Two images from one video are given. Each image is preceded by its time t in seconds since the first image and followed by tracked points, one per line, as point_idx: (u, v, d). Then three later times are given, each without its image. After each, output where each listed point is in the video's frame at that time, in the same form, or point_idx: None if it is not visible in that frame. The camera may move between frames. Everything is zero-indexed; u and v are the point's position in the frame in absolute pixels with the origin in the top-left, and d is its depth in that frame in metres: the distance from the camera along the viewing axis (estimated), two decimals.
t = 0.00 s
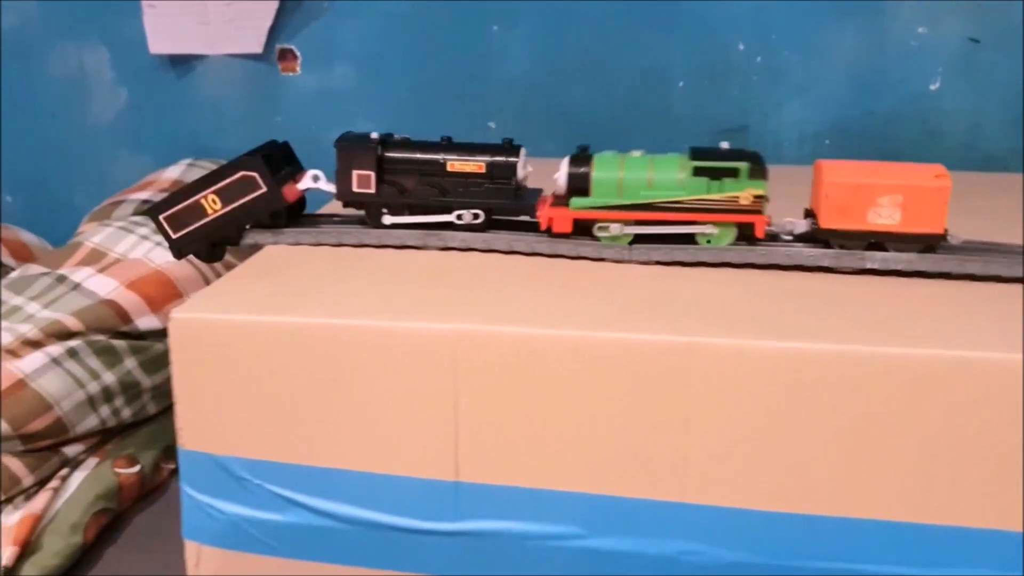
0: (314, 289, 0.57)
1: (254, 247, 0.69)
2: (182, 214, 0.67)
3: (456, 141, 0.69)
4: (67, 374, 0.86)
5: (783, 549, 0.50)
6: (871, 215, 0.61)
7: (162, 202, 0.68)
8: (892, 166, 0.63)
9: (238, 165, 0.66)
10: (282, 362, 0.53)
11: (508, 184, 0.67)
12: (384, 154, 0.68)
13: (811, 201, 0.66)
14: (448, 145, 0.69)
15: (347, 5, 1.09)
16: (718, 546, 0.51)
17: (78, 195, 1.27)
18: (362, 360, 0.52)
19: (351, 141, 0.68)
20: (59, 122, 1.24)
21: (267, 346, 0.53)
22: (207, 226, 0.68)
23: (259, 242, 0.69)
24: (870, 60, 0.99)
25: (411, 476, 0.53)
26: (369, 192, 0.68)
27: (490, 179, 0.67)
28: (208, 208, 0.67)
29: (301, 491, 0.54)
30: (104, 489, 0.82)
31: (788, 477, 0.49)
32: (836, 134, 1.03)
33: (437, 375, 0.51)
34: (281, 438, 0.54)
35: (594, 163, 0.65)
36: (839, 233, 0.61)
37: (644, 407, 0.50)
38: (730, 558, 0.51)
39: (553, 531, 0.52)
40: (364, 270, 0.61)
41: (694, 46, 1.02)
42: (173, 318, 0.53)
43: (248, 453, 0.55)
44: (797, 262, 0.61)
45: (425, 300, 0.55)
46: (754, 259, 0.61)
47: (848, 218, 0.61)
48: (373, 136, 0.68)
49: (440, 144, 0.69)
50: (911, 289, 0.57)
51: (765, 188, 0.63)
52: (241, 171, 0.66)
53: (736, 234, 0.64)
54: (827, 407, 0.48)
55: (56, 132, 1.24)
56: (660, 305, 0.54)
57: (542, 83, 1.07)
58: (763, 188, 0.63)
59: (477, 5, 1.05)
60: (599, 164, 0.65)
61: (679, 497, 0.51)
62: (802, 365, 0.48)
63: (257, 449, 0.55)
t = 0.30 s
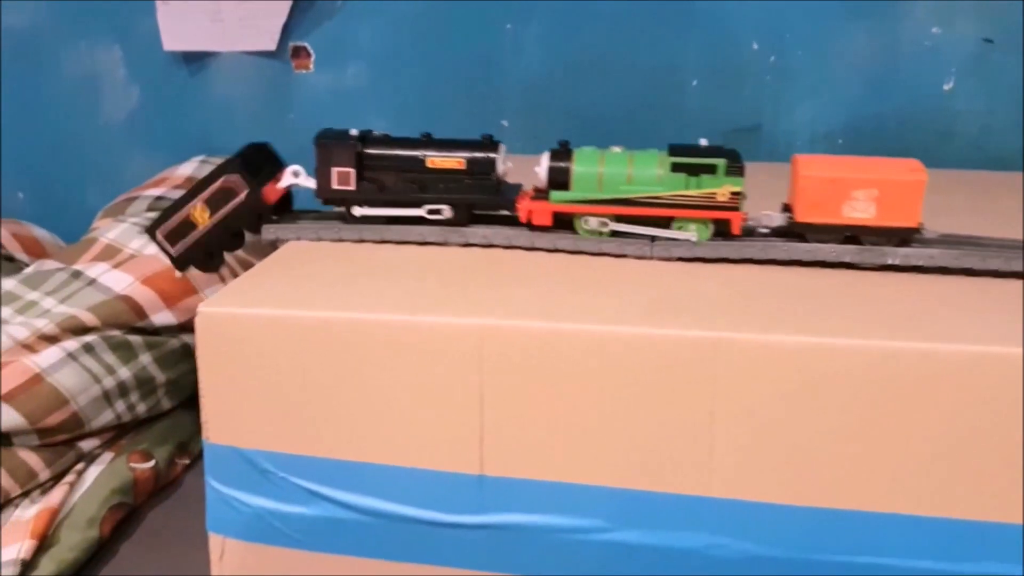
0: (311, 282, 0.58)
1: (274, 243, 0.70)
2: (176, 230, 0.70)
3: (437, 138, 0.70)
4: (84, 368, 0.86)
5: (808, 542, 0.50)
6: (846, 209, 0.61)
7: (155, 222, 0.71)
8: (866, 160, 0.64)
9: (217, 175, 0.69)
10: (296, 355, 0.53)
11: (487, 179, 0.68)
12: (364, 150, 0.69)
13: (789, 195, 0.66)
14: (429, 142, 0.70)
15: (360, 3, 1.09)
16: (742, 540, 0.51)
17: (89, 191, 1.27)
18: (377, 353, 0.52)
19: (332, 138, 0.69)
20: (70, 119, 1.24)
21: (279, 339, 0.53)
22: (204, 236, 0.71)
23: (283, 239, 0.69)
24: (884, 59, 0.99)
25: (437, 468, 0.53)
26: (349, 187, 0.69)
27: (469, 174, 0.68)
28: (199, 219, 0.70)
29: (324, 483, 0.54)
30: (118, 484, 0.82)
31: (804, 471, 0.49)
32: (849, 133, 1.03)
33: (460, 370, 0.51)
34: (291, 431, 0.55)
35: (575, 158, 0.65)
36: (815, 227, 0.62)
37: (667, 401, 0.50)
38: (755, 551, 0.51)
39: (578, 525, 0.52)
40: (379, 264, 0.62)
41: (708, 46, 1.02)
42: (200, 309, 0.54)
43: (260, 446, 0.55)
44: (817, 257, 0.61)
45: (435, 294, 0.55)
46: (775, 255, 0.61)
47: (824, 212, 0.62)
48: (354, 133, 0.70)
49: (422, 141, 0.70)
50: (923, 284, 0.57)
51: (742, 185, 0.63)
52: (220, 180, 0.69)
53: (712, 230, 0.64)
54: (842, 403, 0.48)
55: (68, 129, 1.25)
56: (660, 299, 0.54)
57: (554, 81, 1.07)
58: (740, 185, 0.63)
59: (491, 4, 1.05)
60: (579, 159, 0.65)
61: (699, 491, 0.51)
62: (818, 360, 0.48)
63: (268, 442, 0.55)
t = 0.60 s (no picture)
0: (314, 279, 0.58)
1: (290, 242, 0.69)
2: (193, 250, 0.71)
3: (422, 136, 0.70)
4: (94, 365, 0.86)
5: (824, 541, 0.50)
6: (827, 206, 0.61)
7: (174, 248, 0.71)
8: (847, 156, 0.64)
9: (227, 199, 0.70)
10: (310, 351, 0.53)
11: (472, 175, 0.69)
12: (350, 150, 0.70)
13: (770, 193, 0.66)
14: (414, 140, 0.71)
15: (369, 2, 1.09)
16: (758, 538, 0.50)
17: (98, 187, 1.27)
18: (391, 350, 0.52)
19: (317, 138, 0.70)
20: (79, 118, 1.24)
21: (290, 336, 0.53)
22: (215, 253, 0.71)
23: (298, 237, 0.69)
24: (893, 58, 0.99)
25: (455, 467, 0.53)
26: (336, 187, 0.70)
27: (455, 171, 0.69)
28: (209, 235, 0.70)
29: (342, 480, 0.54)
30: (128, 481, 0.83)
31: (817, 469, 0.49)
32: (858, 133, 1.03)
33: (476, 366, 0.51)
34: (303, 426, 0.55)
35: (563, 154, 0.66)
36: (797, 224, 0.62)
37: (684, 400, 0.50)
38: (772, 550, 0.50)
39: (593, 522, 0.52)
40: (396, 262, 0.61)
41: (719, 45, 1.02)
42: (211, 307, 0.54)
43: (271, 442, 0.55)
44: (832, 254, 0.60)
45: (445, 292, 0.55)
46: (789, 253, 0.61)
47: (804, 209, 0.62)
48: (340, 133, 0.70)
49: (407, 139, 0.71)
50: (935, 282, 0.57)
51: (728, 184, 0.64)
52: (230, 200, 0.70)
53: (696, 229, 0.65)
54: (857, 401, 0.48)
55: (77, 125, 1.25)
56: (666, 296, 0.54)
57: (562, 80, 1.07)
58: (726, 183, 0.64)
59: (502, 3, 1.05)
60: (567, 155, 0.66)
61: (714, 489, 0.51)
62: (836, 356, 0.48)
63: (279, 438, 0.55)
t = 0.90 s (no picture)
0: (317, 280, 0.58)
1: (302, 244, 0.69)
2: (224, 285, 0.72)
3: (407, 137, 0.71)
4: (105, 365, 0.86)
5: (837, 544, 0.50)
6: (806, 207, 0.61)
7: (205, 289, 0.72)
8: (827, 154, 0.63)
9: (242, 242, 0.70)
10: (321, 350, 0.53)
11: (458, 174, 0.69)
12: (337, 153, 0.70)
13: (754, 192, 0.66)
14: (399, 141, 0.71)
15: (379, 3, 1.10)
16: (770, 539, 0.50)
17: (108, 188, 1.28)
18: (402, 351, 0.52)
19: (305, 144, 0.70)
20: (89, 118, 1.25)
21: (298, 336, 0.53)
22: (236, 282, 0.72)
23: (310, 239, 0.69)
24: (902, 60, 0.99)
25: (468, 469, 0.53)
26: (325, 191, 0.70)
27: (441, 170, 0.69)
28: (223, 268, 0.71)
29: (355, 482, 0.55)
30: (138, 480, 0.83)
31: (826, 471, 0.49)
32: (865, 134, 1.02)
33: (490, 366, 0.51)
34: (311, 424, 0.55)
35: (551, 155, 0.66)
36: (776, 225, 0.62)
37: (697, 402, 0.50)
38: (784, 552, 0.50)
39: (605, 524, 0.52)
40: (410, 264, 0.61)
41: (727, 46, 1.02)
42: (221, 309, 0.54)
43: (281, 442, 0.55)
44: (844, 256, 0.60)
45: (453, 294, 0.55)
46: (802, 255, 0.61)
47: (784, 210, 0.61)
48: (326, 137, 0.71)
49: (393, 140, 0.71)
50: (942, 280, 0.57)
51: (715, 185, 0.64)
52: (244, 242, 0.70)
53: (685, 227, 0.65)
54: (867, 400, 0.48)
55: (86, 125, 1.25)
56: (671, 298, 0.54)
57: (570, 81, 1.07)
58: (714, 184, 0.64)
59: (511, 4, 1.06)
60: (555, 156, 0.66)
61: (727, 490, 0.50)
62: (848, 356, 0.48)
63: (288, 437, 0.55)
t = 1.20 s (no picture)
0: (327, 280, 0.58)
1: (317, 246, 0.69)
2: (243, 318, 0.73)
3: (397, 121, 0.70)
4: (114, 364, 0.86)
5: (856, 546, 0.50)
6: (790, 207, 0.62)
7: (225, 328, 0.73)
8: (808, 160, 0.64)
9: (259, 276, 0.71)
10: (331, 351, 0.53)
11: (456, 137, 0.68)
12: (336, 159, 0.70)
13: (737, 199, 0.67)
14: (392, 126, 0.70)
15: (388, 4, 1.10)
16: (787, 540, 0.50)
17: (116, 188, 1.28)
18: (414, 354, 0.52)
19: (305, 159, 0.70)
20: (96, 117, 1.25)
21: (309, 335, 0.53)
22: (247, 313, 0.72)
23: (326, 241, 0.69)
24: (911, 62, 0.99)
25: (486, 469, 0.53)
26: (335, 198, 0.70)
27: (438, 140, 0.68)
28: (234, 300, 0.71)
29: (373, 481, 0.54)
30: (149, 478, 0.83)
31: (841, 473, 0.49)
32: (873, 136, 1.02)
33: (504, 367, 0.51)
34: (318, 425, 0.54)
35: (544, 151, 0.66)
36: (761, 226, 0.62)
37: (713, 404, 0.50)
38: (801, 553, 0.50)
39: (622, 524, 0.52)
40: (422, 265, 0.61)
41: (735, 47, 1.02)
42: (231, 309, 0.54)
43: (291, 442, 0.55)
44: (856, 258, 0.60)
45: (463, 294, 0.55)
46: (817, 255, 0.61)
47: (769, 211, 0.62)
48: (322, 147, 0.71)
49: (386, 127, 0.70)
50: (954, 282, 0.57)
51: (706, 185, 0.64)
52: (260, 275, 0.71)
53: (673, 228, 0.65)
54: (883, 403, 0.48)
55: (93, 124, 1.25)
56: (682, 299, 0.54)
57: (578, 82, 1.07)
58: (704, 185, 0.64)
59: (520, 4, 1.06)
60: (547, 151, 0.66)
61: (743, 492, 0.50)
62: (862, 359, 0.47)
63: (298, 437, 0.55)
